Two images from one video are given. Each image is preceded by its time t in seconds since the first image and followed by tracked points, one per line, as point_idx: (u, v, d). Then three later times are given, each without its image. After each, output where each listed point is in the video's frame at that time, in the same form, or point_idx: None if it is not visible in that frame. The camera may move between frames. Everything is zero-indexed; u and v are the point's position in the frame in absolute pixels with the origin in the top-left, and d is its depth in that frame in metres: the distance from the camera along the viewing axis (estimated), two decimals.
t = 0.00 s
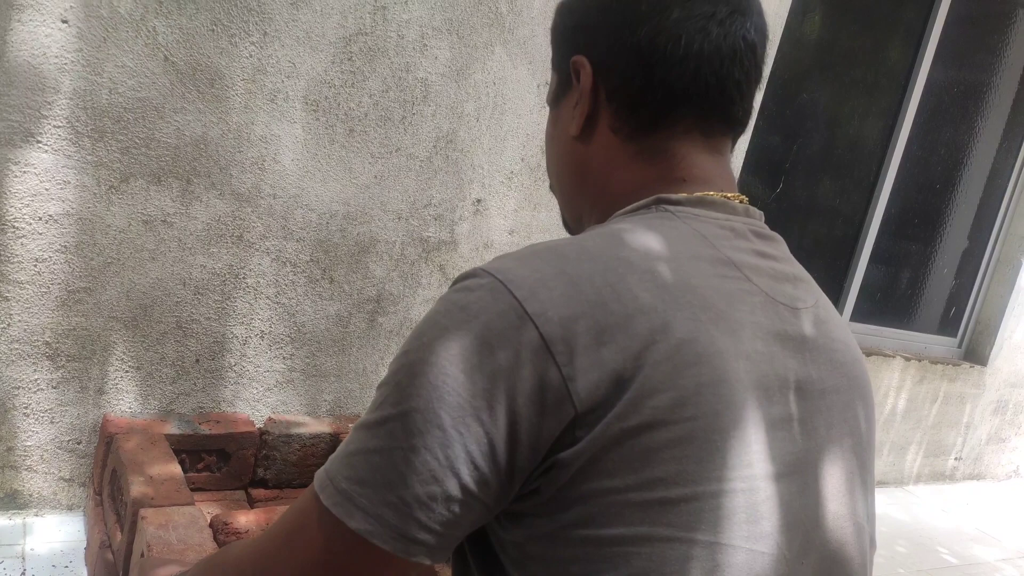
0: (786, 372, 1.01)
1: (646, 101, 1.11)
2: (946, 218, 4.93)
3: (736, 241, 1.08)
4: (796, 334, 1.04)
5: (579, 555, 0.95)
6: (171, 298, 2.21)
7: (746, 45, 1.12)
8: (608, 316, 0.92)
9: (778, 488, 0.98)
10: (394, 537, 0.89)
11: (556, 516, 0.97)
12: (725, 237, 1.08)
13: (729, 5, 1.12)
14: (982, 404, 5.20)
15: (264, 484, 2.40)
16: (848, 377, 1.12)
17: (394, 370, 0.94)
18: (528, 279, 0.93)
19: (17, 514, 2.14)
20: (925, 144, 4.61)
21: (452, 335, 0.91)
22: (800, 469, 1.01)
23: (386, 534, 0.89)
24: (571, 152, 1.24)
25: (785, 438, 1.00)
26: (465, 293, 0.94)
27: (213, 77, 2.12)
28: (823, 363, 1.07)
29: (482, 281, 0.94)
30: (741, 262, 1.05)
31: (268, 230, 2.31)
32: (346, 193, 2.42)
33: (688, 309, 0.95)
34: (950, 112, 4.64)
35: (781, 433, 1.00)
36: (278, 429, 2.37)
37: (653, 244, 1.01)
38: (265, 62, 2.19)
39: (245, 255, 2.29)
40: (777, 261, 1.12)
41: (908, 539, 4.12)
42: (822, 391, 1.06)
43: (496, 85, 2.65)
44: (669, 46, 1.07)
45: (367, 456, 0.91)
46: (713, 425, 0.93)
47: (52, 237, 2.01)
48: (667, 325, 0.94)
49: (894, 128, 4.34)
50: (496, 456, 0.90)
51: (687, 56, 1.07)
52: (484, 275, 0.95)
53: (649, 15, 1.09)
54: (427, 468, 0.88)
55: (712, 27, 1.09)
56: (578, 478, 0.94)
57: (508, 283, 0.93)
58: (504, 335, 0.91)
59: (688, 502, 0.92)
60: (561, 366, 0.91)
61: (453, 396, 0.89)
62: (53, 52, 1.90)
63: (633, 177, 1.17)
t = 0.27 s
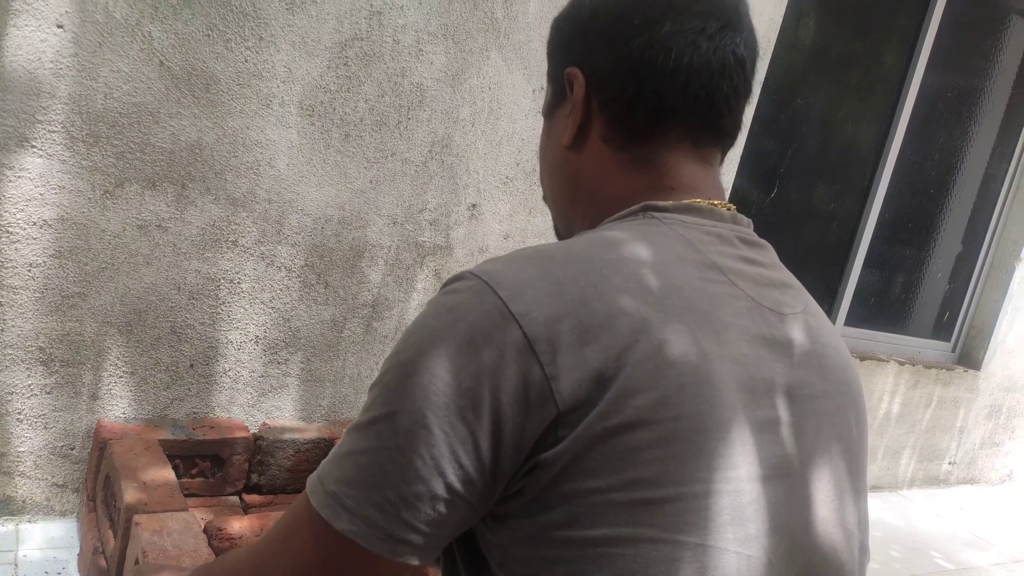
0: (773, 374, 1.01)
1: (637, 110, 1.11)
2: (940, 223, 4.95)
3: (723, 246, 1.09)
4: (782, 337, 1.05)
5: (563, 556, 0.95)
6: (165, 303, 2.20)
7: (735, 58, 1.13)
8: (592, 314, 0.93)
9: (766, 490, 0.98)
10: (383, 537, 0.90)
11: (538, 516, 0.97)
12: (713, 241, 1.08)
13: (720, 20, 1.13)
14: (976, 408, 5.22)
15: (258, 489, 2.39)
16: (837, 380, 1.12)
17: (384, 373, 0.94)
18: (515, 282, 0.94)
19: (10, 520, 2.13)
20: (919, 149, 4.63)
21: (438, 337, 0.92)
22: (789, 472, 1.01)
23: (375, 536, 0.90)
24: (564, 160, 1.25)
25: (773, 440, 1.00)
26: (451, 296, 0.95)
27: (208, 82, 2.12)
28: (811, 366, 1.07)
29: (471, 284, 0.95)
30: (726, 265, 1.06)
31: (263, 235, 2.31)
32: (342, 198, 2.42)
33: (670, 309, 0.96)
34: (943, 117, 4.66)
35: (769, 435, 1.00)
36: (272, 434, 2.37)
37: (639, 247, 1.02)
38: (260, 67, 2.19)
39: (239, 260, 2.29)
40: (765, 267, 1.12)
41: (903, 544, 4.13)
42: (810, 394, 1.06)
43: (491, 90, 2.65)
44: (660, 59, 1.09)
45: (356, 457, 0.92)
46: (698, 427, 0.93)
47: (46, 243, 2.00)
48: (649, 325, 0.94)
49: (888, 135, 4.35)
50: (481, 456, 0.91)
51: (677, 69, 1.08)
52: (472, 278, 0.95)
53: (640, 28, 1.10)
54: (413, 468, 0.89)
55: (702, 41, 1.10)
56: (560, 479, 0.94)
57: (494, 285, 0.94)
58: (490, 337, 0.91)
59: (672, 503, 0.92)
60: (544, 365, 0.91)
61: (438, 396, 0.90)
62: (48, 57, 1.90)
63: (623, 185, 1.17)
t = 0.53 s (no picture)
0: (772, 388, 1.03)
1: (638, 120, 1.13)
2: (934, 231, 4.98)
3: (722, 258, 1.10)
4: (782, 350, 1.06)
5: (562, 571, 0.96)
6: (162, 311, 2.21)
7: (733, 69, 1.15)
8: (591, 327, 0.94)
9: (764, 505, 0.99)
10: (372, 540, 0.91)
11: (537, 530, 0.98)
12: (713, 252, 1.10)
13: (717, 30, 1.15)
14: (971, 416, 5.24)
15: (254, 498, 2.40)
16: (836, 393, 1.13)
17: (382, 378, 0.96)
18: (513, 291, 0.95)
19: (5, 529, 2.13)
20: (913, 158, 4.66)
21: (435, 345, 0.93)
22: (787, 487, 1.02)
23: (364, 537, 0.91)
24: (563, 170, 1.26)
25: (771, 454, 1.01)
26: (452, 301, 0.96)
27: (205, 92, 2.14)
28: (809, 380, 1.08)
29: (469, 292, 0.96)
30: (726, 278, 1.07)
31: (260, 243, 2.32)
32: (338, 207, 2.44)
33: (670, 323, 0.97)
34: (937, 126, 4.69)
35: (768, 449, 1.01)
36: (268, 442, 2.37)
37: (639, 259, 1.03)
38: (257, 77, 2.21)
39: (235, 269, 2.29)
40: (764, 278, 1.14)
41: (899, 552, 4.14)
42: (808, 407, 1.07)
43: (487, 100, 2.67)
44: (660, 70, 1.11)
45: (352, 457, 0.93)
46: (697, 442, 0.94)
47: (43, 251, 2.00)
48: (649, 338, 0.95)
49: (882, 143, 4.38)
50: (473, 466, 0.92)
51: (676, 78, 1.11)
52: (471, 286, 0.97)
53: (640, 38, 1.12)
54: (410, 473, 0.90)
55: (701, 51, 1.12)
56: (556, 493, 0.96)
57: (494, 293, 0.95)
58: (488, 346, 0.92)
59: (671, 519, 0.93)
60: (542, 376, 0.92)
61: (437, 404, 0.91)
62: (46, 67, 1.91)
63: (623, 193, 1.19)
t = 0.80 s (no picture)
0: (779, 405, 1.05)
1: (659, 123, 1.15)
2: (924, 238, 5.02)
3: (734, 273, 1.12)
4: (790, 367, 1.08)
5: None
6: (155, 320, 2.22)
7: (756, 72, 1.18)
8: (600, 346, 0.95)
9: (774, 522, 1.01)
10: (368, 550, 0.93)
11: (544, 550, 1.00)
12: (724, 267, 1.12)
13: (743, 34, 1.17)
14: (964, 421, 5.26)
15: (248, 505, 2.40)
16: (842, 409, 1.15)
17: (384, 393, 0.98)
18: (522, 307, 0.96)
19: None
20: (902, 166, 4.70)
21: (435, 362, 0.95)
22: (796, 504, 1.04)
23: (360, 547, 0.93)
24: (579, 168, 1.29)
25: (780, 472, 1.03)
26: (458, 319, 0.98)
27: (198, 102, 2.16)
28: (815, 397, 1.11)
29: (476, 307, 0.98)
30: (737, 294, 1.09)
31: (253, 251, 2.34)
32: (331, 216, 2.46)
33: (682, 342, 0.99)
34: (925, 134, 4.74)
35: (777, 467, 1.03)
36: (262, 450, 2.38)
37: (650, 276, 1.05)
38: (250, 87, 2.23)
39: (228, 277, 2.31)
40: (773, 293, 1.16)
41: (893, 557, 4.15)
42: (815, 424, 1.09)
43: (479, 109, 2.70)
44: (685, 73, 1.12)
45: (351, 469, 0.96)
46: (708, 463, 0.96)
47: (36, 260, 2.01)
48: (661, 356, 0.97)
49: (871, 152, 4.46)
50: (469, 489, 0.95)
51: (701, 82, 1.12)
52: (478, 301, 0.98)
53: (666, 39, 1.13)
54: (408, 486, 0.93)
55: (727, 53, 1.14)
56: (558, 514, 0.98)
57: (499, 310, 0.96)
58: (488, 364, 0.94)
59: (682, 544, 0.95)
60: (547, 398, 0.94)
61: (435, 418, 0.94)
62: (39, 77, 1.93)
63: (639, 197, 1.22)
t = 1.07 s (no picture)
0: (787, 409, 1.06)
1: (676, 120, 1.17)
2: (927, 236, 5.02)
3: (745, 273, 1.13)
4: (797, 370, 1.09)
5: None
6: (158, 318, 2.24)
7: (778, 68, 1.19)
8: (604, 347, 0.97)
9: (779, 525, 1.02)
10: (366, 549, 0.96)
11: (546, 554, 1.02)
12: (733, 270, 1.13)
13: (766, 29, 1.18)
14: (964, 419, 5.27)
15: (249, 502, 2.43)
16: (849, 414, 1.16)
17: (386, 393, 1.00)
18: (526, 309, 0.98)
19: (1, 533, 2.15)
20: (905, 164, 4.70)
21: (438, 365, 0.97)
22: (803, 507, 1.05)
23: (360, 549, 0.96)
24: (592, 163, 1.31)
25: (787, 473, 1.04)
26: (462, 321, 1.00)
27: (200, 101, 2.17)
28: (823, 400, 1.12)
29: (480, 309, 0.99)
30: (747, 294, 1.10)
31: (255, 250, 2.35)
32: (332, 215, 2.47)
33: (690, 343, 1.00)
34: (928, 132, 4.74)
35: (784, 470, 1.04)
36: (264, 447, 2.40)
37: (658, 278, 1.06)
38: (253, 87, 2.24)
39: (229, 275, 2.32)
40: (784, 293, 1.17)
41: (892, 555, 4.16)
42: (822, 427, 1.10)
43: (480, 109, 2.71)
44: (706, 70, 1.14)
45: (351, 470, 0.98)
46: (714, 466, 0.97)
47: (39, 258, 2.03)
48: (667, 358, 0.98)
49: (873, 151, 4.47)
50: (470, 490, 0.96)
51: (720, 79, 1.14)
52: (482, 303, 1.00)
53: (688, 35, 1.14)
54: (409, 488, 0.95)
55: (749, 50, 1.15)
56: (560, 518, 0.99)
57: (503, 311, 0.98)
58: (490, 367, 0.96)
59: (686, 547, 0.96)
60: (552, 405, 0.96)
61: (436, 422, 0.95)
62: (43, 77, 1.94)
63: (650, 194, 1.23)
